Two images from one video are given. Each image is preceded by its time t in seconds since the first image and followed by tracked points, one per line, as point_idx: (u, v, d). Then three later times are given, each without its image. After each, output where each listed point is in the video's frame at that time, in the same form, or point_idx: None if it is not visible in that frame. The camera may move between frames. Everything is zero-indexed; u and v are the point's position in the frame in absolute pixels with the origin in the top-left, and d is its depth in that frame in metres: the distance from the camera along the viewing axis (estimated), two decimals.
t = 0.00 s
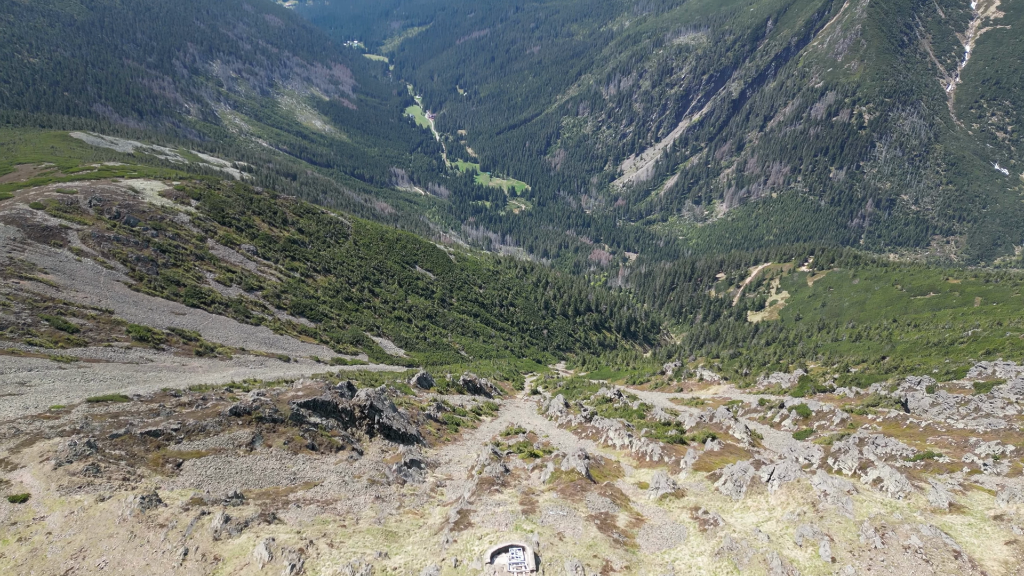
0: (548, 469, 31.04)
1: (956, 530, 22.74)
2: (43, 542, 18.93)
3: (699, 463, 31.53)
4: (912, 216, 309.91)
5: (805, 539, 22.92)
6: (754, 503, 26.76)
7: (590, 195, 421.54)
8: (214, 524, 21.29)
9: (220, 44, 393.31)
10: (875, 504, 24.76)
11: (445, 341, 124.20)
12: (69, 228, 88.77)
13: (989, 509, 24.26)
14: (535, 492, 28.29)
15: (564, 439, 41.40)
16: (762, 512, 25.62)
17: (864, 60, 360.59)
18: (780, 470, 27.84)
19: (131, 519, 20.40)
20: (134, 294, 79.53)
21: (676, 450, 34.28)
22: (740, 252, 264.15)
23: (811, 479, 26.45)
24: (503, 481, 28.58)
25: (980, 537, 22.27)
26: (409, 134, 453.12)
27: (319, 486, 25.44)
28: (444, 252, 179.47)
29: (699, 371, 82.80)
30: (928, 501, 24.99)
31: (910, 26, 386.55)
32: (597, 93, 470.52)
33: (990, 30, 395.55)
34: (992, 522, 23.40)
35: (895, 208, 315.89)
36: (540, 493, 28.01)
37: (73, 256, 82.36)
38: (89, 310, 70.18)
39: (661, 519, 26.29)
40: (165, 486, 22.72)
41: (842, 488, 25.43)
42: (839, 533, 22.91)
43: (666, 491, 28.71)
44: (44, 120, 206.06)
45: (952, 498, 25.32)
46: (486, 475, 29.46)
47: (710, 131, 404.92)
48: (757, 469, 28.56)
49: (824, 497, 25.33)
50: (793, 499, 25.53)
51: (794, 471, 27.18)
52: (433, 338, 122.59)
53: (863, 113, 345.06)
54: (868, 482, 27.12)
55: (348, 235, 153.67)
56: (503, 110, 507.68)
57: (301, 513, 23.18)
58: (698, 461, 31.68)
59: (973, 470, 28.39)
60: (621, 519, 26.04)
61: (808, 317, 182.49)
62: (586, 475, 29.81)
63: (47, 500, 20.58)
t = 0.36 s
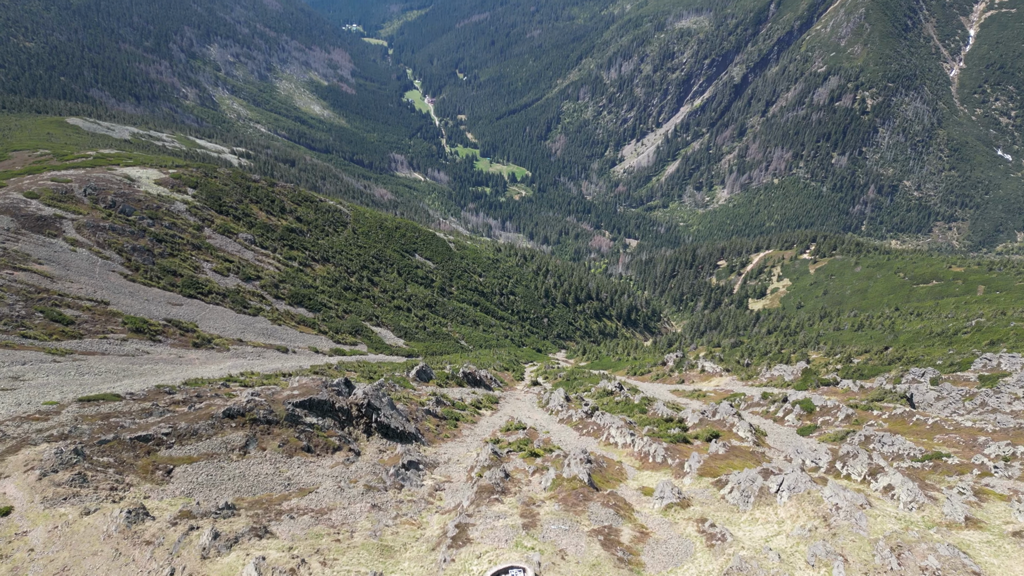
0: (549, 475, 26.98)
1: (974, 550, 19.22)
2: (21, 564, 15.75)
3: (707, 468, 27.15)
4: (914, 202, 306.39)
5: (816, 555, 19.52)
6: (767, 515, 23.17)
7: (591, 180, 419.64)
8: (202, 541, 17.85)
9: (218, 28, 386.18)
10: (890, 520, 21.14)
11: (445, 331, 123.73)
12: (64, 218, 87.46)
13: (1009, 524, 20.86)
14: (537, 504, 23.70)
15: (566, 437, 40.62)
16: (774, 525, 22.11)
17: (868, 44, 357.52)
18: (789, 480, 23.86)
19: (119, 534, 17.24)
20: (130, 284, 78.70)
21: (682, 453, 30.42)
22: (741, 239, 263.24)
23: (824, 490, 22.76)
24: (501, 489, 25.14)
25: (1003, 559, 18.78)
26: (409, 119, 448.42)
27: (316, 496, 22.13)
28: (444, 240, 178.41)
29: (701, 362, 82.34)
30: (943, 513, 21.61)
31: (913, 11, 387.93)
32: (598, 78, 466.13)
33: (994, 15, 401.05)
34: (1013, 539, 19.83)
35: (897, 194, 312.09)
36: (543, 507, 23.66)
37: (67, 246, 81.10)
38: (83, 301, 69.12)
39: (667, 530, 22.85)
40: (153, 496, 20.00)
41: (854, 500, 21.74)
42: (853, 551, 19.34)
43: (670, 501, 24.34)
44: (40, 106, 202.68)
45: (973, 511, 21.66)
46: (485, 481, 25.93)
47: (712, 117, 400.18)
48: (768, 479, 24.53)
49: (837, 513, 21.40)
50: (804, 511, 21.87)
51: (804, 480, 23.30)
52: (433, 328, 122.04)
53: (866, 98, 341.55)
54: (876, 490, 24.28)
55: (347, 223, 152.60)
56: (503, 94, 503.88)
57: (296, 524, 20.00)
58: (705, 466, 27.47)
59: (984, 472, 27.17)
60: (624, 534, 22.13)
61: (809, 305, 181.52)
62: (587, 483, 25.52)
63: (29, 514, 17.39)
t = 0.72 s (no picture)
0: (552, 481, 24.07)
1: None
2: None
3: (711, 475, 23.64)
4: (916, 188, 303.08)
5: None
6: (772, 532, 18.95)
7: (591, 166, 417.45)
8: (191, 559, 16.64)
9: (214, 11, 378.80)
10: (908, 537, 17.57)
11: (445, 320, 123.05)
12: (58, 208, 86.12)
13: None
14: (538, 514, 20.72)
15: (567, 434, 39.93)
16: (780, 542, 18.12)
17: (871, 29, 354.10)
18: (797, 489, 19.80)
19: (102, 553, 16.13)
20: (126, 275, 77.74)
21: (688, 456, 28.17)
22: (742, 227, 261.88)
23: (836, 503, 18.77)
24: (502, 498, 22.02)
25: None
26: (408, 104, 443.04)
27: (311, 504, 21.33)
28: (444, 229, 177.21)
29: (702, 353, 81.73)
30: (957, 527, 18.14)
31: None
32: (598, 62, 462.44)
33: None
34: None
35: (900, 180, 308.49)
36: (544, 519, 20.36)
37: (62, 236, 79.96)
38: (79, 293, 68.34)
39: (669, 549, 19.07)
40: (142, 507, 19.23)
41: (867, 516, 17.91)
42: None
43: (674, 512, 20.41)
44: (36, 91, 199.41)
45: (990, 526, 18.38)
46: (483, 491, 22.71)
47: (713, 102, 395.90)
48: (775, 488, 20.55)
49: (849, 529, 17.71)
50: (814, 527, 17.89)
51: (814, 490, 19.31)
52: (433, 318, 121.30)
53: (869, 83, 338.13)
54: (887, 499, 20.98)
55: (345, 212, 151.26)
56: (503, 79, 500.26)
57: (286, 538, 18.48)
58: (710, 470, 24.20)
59: (994, 475, 26.53)
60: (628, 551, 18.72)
61: (811, 293, 180.05)
62: (592, 492, 22.19)
63: (11, 529, 16.53)
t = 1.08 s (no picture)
0: (552, 489, 23.13)
1: None
2: None
3: (717, 482, 22.99)
4: (919, 175, 299.67)
5: None
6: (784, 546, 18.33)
7: (592, 152, 414.79)
8: None
9: None
10: (923, 555, 16.95)
11: (445, 311, 122.34)
12: (53, 198, 84.70)
13: None
14: (540, 529, 19.75)
15: (568, 432, 39.28)
16: (792, 559, 17.23)
17: (875, 12, 350.14)
18: (808, 503, 18.92)
19: None
20: (122, 267, 76.70)
21: (691, 459, 27.54)
22: (744, 214, 260.15)
23: (849, 520, 17.99)
24: (503, 508, 21.27)
25: None
26: (407, 89, 437.17)
27: (305, 514, 20.80)
28: (443, 217, 175.75)
29: (703, 345, 81.10)
30: (973, 544, 17.38)
31: None
32: (600, 47, 463.70)
33: None
34: None
35: (902, 166, 305.03)
36: (546, 534, 19.41)
37: (56, 226, 78.62)
38: (73, 285, 67.26)
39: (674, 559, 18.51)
40: (131, 519, 18.66)
41: (882, 534, 17.14)
42: None
43: (681, 525, 19.50)
44: (31, 77, 195.74)
45: (1009, 543, 17.49)
46: (481, 501, 21.84)
47: (715, 87, 391.97)
48: (785, 501, 19.67)
49: (863, 548, 16.80)
50: (827, 545, 17.10)
51: (825, 505, 18.43)
52: (433, 307, 120.73)
53: (873, 68, 334.55)
54: (898, 509, 20.31)
55: (343, 200, 149.92)
56: (503, 63, 496.83)
57: (279, 555, 17.91)
58: (716, 477, 23.45)
59: (1005, 479, 25.91)
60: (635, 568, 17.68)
61: (813, 281, 178.22)
62: (595, 503, 21.23)
63: None
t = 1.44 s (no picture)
0: (553, 498, 22.38)
1: None
2: None
3: (722, 490, 22.27)
4: (921, 161, 295.69)
5: None
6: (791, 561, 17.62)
7: (593, 138, 412.36)
8: None
9: None
10: None
11: (444, 301, 121.58)
12: (47, 187, 83.33)
13: None
14: (541, 545, 18.98)
15: (568, 430, 38.73)
16: None
17: None
18: (818, 518, 18.10)
19: None
20: (118, 258, 75.74)
21: (695, 463, 26.83)
22: (746, 201, 258.39)
23: (862, 537, 17.18)
24: (502, 520, 20.60)
25: None
26: (406, 74, 431.39)
27: (299, 525, 20.26)
28: (442, 205, 174.41)
29: (705, 337, 80.47)
30: (990, 564, 16.75)
31: None
32: (601, 31, 462.42)
33: None
34: None
35: (905, 152, 301.12)
36: (548, 550, 18.65)
37: (51, 217, 77.41)
38: (68, 277, 66.26)
39: None
40: (119, 533, 18.06)
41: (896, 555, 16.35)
42: None
43: (687, 540, 18.65)
44: (26, 62, 192.27)
45: None
46: (479, 512, 21.10)
47: (717, 72, 388.64)
48: (795, 516, 18.82)
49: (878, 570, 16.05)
50: (839, 565, 16.24)
51: (837, 521, 17.57)
52: (433, 298, 119.96)
53: (876, 53, 331.26)
54: (910, 521, 19.70)
55: (342, 189, 148.50)
56: (503, 48, 493.20)
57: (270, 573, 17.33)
58: (721, 484, 22.78)
59: (1017, 485, 25.30)
60: None
61: (815, 269, 176.81)
62: (597, 515, 20.59)
63: None
